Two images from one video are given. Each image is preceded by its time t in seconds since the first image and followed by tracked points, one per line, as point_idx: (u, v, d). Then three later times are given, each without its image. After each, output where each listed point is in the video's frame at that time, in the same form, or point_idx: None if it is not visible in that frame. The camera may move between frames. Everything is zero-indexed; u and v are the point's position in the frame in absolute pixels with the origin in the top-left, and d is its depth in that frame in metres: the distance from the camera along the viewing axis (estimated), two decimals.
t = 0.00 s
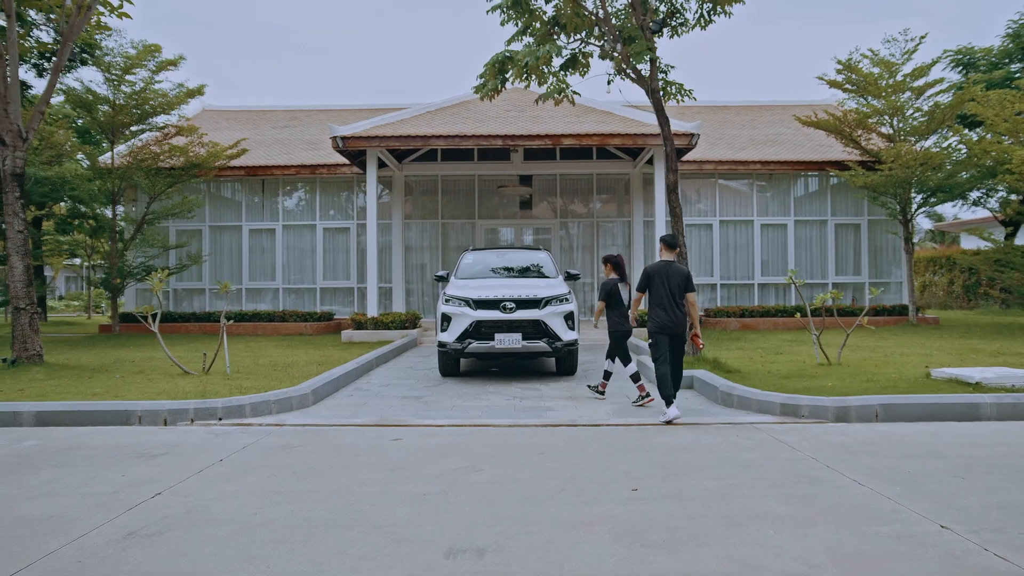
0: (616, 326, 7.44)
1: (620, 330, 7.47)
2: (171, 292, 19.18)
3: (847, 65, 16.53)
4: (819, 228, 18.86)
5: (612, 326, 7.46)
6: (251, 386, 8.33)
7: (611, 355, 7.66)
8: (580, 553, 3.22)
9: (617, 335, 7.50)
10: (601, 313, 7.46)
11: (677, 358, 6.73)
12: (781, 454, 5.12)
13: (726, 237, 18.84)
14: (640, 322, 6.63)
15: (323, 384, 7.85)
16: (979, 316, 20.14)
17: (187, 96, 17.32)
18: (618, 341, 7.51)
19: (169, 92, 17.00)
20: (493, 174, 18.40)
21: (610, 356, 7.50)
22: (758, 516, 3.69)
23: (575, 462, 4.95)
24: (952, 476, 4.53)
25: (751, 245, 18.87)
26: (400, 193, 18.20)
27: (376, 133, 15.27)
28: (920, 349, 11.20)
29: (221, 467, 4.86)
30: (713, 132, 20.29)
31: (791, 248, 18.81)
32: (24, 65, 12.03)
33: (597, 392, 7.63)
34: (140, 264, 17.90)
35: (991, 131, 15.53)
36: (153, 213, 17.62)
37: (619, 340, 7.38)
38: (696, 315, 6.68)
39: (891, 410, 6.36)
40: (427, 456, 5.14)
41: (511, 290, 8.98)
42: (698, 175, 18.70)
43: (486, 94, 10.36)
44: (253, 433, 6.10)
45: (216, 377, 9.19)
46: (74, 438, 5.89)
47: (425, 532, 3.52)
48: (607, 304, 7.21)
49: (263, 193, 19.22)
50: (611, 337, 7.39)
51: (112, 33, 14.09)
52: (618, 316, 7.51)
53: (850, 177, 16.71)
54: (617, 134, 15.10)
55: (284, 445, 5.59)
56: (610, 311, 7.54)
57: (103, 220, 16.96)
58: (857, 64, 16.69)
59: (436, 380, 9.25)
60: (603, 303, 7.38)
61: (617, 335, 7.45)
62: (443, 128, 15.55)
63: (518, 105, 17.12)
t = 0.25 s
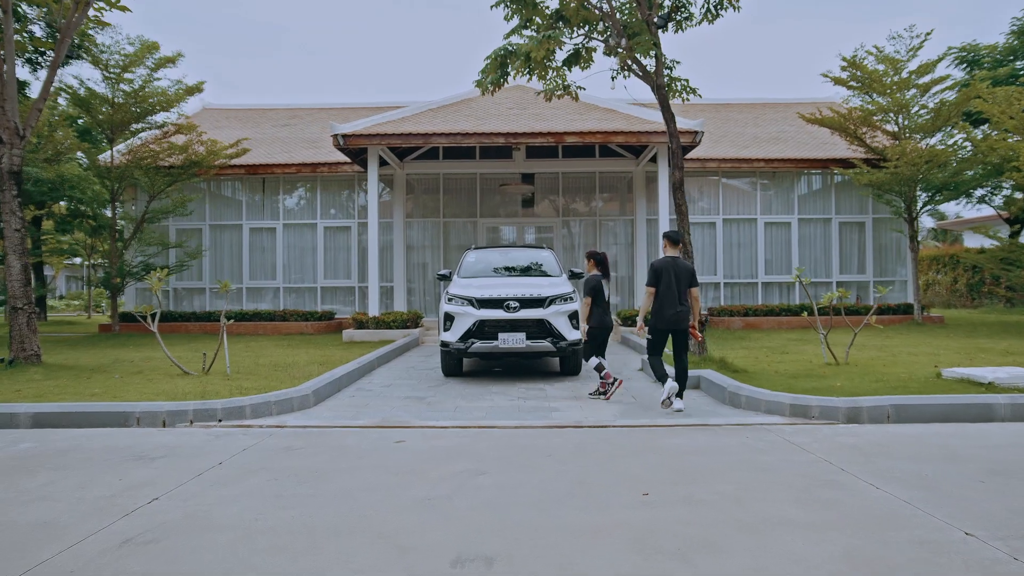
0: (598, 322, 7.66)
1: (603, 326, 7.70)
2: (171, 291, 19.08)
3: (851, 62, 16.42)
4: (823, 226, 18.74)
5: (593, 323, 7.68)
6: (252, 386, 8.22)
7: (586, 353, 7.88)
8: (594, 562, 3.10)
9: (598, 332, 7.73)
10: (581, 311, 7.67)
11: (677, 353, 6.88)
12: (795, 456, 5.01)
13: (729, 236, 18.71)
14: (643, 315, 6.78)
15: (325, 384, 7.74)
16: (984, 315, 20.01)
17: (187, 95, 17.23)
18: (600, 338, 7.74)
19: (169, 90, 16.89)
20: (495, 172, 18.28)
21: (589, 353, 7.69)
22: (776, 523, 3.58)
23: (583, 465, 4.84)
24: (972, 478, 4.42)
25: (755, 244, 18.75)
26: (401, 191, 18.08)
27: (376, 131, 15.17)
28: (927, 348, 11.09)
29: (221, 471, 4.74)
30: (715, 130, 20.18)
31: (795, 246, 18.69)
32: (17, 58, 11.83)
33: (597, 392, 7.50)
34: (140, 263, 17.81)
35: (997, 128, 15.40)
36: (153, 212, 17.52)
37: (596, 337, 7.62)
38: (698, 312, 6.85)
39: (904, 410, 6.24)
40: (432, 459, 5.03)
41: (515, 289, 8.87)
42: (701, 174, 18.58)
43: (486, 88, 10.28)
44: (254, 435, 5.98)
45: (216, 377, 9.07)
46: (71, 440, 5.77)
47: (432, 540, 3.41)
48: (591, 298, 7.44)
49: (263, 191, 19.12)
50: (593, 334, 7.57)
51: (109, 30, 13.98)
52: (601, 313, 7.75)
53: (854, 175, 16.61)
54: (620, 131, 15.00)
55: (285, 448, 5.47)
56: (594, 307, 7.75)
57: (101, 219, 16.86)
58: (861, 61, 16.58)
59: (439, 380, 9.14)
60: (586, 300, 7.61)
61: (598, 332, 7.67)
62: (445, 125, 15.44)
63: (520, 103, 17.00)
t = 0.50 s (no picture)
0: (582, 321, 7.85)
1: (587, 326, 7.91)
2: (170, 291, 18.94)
3: (856, 59, 16.28)
4: (828, 224, 18.58)
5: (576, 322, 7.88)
6: (250, 387, 8.07)
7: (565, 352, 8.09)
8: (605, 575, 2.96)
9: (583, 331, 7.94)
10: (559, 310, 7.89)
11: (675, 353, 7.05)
12: (809, 461, 4.87)
13: (733, 235, 18.56)
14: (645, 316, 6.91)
15: (324, 386, 7.59)
16: (989, 314, 19.85)
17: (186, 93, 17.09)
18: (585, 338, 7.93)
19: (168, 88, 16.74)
20: (497, 170, 18.13)
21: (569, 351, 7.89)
22: (793, 533, 3.44)
23: (591, 470, 4.70)
24: (994, 484, 4.28)
25: (758, 243, 18.59)
26: (402, 190, 17.93)
27: (377, 128, 15.03)
28: (936, 348, 10.94)
29: (216, 476, 4.60)
30: (719, 128, 20.03)
31: (799, 245, 18.53)
32: (11, 54, 11.66)
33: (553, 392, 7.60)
34: (140, 262, 17.68)
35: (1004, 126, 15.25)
36: (152, 211, 17.39)
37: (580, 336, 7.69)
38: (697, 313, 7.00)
39: (918, 412, 6.09)
40: (435, 464, 4.88)
41: (518, 289, 8.72)
42: (705, 172, 18.43)
43: (487, 82, 10.11)
44: (251, 438, 5.84)
45: (214, 378, 8.92)
46: (63, 443, 5.63)
47: (436, 551, 3.27)
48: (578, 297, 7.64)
49: (263, 190, 18.98)
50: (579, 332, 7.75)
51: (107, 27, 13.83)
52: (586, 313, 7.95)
53: (859, 173, 16.46)
54: (623, 129, 14.86)
55: (284, 452, 5.33)
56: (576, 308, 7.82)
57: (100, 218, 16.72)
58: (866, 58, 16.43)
59: (440, 381, 9.00)
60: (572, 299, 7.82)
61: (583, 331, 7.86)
62: (446, 123, 15.30)
63: (522, 101, 16.86)
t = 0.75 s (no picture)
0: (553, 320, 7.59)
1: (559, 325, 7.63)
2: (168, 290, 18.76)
3: (861, 55, 16.10)
4: (833, 223, 18.39)
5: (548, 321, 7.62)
6: (247, 389, 7.88)
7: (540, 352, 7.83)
8: None
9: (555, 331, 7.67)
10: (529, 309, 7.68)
11: (669, 350, 7.19)
12: (825, 467, 4.68)
13: (736, 233, 18.36)
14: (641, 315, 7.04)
15: (322, 388, 7.40)
16: (995, 314, 19.65)
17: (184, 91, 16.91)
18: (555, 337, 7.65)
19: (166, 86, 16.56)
20: (499, 168, 17.93)
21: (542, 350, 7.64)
22: (815, 546, 3.25)
23: (598, 478, 4.51)
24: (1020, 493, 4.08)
25: (763, 241, 18.39)
26: (402, 188, 17.73)
27: (377, 126, 14.85)
28: (945, 349, 10.75)
29: (206, 484, 4.41)
30: (722, 126, 19.84)
31: (804, 244, 18.33)
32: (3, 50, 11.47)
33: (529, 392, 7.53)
34: (137, 261, 17.51)
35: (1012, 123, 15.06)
36: (150, 210, 17.21)
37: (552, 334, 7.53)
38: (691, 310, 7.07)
39: (934, 416, 5.90)
40: (436, 471, 4.69)
41: (521, 288, 8.53)
42: (708, 170, 18.24)
43: (487, 76, 9.98)
44: (245, 442, 5.66)
45: (209, 379, 8.74)
46: (51, 448, 5.44)
47: (437, 566, 3.08)
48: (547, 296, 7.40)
49: (262, 189, 18.80)
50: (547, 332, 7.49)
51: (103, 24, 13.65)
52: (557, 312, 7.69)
53: (864, 171, 16.28)
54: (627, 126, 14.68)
55: (279, 457, 5.14)
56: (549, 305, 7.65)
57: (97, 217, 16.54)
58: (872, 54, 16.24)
59: (441, 383, 8.81)
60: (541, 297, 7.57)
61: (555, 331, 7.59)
62: (447, 120, 15.12)
63: (524, 98, 16.68)
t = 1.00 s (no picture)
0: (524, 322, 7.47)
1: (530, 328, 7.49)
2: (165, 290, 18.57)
3: (866, 52, 15.90)
4: (838, 222, 18.18)
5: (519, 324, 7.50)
6: (242, 392, 7.68)
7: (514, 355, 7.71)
8: None
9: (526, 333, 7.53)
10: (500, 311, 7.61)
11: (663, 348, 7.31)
12: (842, 476, 4.47)
13: (740, 233, 18.15)
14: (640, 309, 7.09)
15: (318, 391, 7.19)
16: (1001, 314, 19.43)
17: (182, 90, 16.71)
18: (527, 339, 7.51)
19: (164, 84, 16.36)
20: (500, 166, 17.73)
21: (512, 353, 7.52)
22: (839, 564, 3.04)
23: (605, 488, 4.31)
24: None
25: (767, 240, 18.18)
26: (402, 187, 17.52)
27: (376, 123, 14.65)
28: (955, 350, 10.54)
29: (194, 495, 4.21)
30: (725, 124, 19.63)
31: (808, 243, 18.12)
32: None
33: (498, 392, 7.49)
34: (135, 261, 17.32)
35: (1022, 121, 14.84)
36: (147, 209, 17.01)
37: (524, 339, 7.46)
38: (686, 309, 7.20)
39: (952, 420, 5.69)
40: (435, 480, 4.49)
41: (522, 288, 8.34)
42: (711, 168, 18.04)
43: (490, 73, 9.74)
44: (237, 449, 5.46)
45: (204, 382, 8.54)
46: (35, 455, 5.24)
47: None
48: (516, 298, 7.29)
49: (260, 188, 18.61)
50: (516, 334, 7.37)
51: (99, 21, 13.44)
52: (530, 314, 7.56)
53: (870, 169, 16.07)
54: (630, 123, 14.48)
55: (272, 465, 4.94)
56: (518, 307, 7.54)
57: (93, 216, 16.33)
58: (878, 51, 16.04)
59: (441, 386, 8.62)
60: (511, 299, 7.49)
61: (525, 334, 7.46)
62: (447, 118, 14.91)
63: (525, 95, 16.48)
